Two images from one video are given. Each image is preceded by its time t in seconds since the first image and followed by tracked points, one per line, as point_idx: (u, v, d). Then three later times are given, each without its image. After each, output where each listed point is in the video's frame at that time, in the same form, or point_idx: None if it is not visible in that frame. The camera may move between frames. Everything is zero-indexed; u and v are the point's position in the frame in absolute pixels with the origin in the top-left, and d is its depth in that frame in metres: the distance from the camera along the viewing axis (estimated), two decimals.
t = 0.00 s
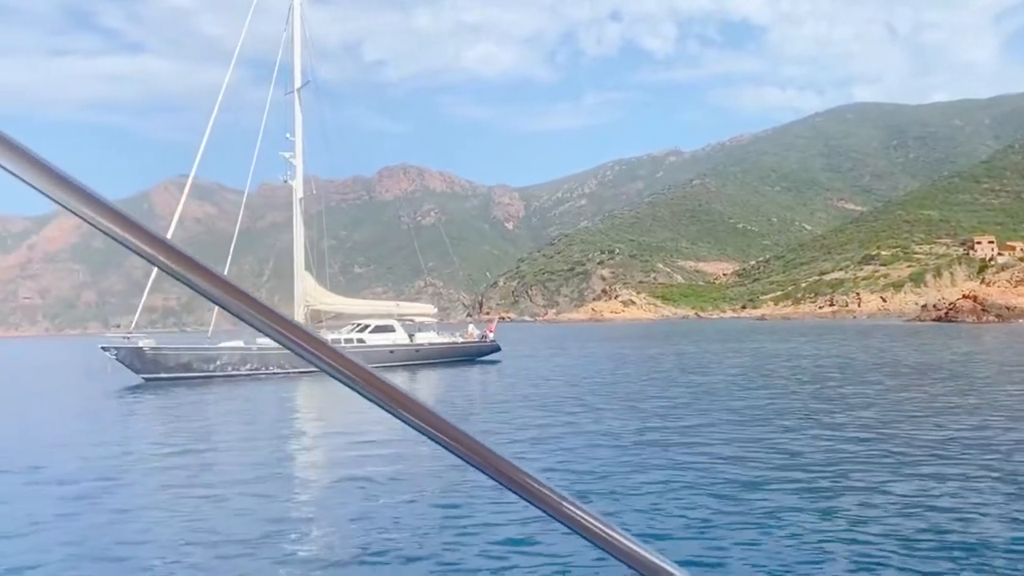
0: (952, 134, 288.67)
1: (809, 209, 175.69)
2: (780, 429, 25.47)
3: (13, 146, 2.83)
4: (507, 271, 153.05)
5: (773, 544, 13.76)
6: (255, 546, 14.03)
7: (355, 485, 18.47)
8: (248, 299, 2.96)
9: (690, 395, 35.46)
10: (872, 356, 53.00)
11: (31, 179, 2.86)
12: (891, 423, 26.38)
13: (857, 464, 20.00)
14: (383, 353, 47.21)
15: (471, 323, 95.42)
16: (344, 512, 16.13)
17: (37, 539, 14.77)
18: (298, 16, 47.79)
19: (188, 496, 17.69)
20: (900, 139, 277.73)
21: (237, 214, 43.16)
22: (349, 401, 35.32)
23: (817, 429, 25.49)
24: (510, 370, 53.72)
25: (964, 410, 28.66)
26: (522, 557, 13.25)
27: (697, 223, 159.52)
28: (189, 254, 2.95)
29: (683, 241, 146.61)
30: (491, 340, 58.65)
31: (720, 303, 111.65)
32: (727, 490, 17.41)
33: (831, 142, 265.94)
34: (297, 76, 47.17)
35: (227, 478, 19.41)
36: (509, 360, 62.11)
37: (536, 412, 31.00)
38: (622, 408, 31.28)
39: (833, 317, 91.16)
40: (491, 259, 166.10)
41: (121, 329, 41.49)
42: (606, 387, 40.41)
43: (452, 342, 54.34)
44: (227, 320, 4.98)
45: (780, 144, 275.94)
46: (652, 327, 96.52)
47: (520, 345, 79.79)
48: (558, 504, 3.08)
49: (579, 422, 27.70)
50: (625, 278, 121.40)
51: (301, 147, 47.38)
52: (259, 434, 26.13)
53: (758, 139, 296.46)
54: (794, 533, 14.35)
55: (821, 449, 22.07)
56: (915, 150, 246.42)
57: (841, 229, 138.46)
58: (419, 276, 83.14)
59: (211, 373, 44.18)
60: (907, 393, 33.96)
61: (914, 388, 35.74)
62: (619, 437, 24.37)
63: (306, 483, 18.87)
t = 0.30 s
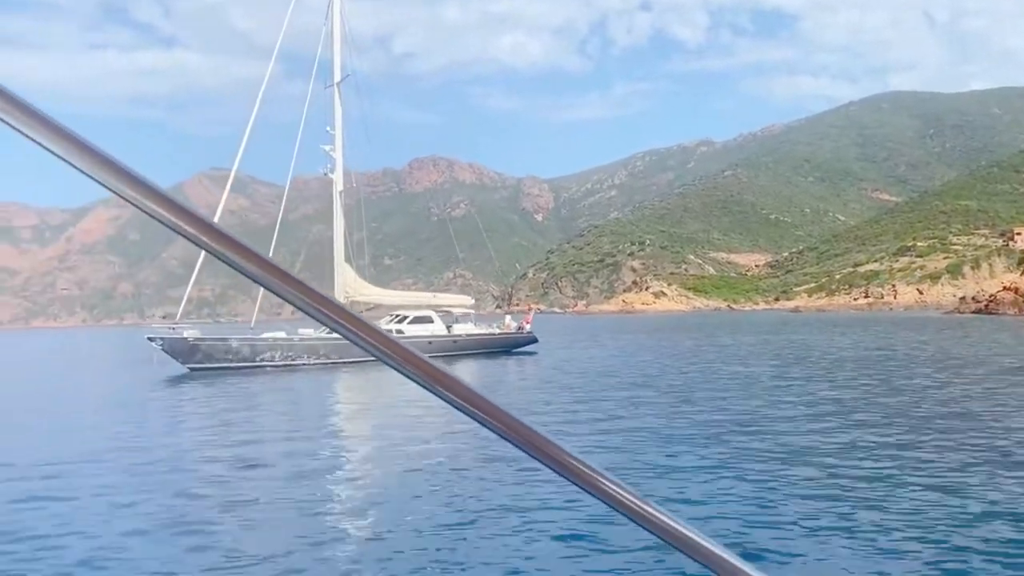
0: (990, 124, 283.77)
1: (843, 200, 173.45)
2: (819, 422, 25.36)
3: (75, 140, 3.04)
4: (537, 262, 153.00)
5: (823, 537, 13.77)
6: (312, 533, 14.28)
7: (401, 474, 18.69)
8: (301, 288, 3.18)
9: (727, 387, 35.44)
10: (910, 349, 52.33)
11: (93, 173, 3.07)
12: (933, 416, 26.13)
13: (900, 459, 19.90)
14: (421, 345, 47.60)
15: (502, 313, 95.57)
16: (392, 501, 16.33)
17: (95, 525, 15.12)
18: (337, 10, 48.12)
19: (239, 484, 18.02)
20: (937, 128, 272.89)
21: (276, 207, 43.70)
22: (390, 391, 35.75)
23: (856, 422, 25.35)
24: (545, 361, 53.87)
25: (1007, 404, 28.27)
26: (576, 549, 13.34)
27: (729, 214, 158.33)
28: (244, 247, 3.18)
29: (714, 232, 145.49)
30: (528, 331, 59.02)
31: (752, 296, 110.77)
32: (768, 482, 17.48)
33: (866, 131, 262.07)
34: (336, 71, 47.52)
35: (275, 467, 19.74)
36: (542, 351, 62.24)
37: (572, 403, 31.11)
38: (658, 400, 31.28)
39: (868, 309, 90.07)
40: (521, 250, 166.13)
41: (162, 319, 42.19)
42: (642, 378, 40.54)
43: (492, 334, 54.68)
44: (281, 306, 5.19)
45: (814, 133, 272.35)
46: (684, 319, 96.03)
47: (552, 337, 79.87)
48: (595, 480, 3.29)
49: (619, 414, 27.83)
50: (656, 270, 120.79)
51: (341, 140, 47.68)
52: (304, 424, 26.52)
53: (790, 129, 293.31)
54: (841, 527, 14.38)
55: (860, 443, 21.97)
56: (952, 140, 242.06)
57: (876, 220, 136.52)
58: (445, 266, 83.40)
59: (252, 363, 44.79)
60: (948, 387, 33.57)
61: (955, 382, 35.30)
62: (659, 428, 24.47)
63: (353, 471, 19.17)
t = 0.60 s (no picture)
0: None
1: (878, 192, 170.96)
2: (861, 416, 25.17)
3: (113, 124, 3.09)
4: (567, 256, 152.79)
5: (867, 530, 13.60)
6: (354, 524, 14.39)
7: (442, 466, 18.84)
8: (336, 268, 3.23)
9: (766, 380, 35.24)
10: (949, 343, 51.62)
11: (132, 157, 3.14)
12: (977, 411, 25.75)
13: (942, 453, 19.65)
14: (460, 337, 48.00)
15: (534, 306, 95.70)
16: (433, 492, 16.43)
17: (144, 514, 15.43)
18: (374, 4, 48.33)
19: (282, 474, 18.28)
20: (975, 120, 267.77)
21: (312, 200, 44.08)
22: (428, 384, 35.98)
23: (899, 416, 25.08)
24: (580, 354, 53.97)
25: None
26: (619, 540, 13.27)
27: (762, 207, 156.84)
28: (278, 226, 3.23)
29: (746, 225, 144.22)
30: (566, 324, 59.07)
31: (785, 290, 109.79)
32: (809, 474, 17.33)
33: (901, 123, 257.95)
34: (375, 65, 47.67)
35: (317, 458, 19.98)
36: (576, 345, 62.30)
37: (610, 395, 31.13)
38: (696, 393, 31.19)
39: (904, 304, 88.82)
40: (551, 243, 166.00)
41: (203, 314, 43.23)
42: (679, 371, 40.44)
43: (529, 327, 54.86)
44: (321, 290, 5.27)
45: (848, 125, 268.72)
46: (716, 313, 95.41)
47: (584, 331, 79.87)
48: (630, 457, 3.32)
49: (658, 406, 27.79)
50: (687, 263, 120.02)
51: (381, 134, 47.87)
52: (344, 415, 26.81)
53: (823, 120, 289.75)
54: (886, 519, 14.18)
55: (903, 436, 21.74)
56: (990, 131, 237.43)
57: (912, 212, 134.44)
58: (472, 261, 84.84)
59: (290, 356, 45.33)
60: (992, 381, 33.05)
61: (999, 376, 34.73)
62: (699, 420, 24.42)
63: (394, 462, 19.35)
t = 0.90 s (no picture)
0: None
1: (916, 186, 168.04)
2: (907, 413, 24.79)
3: (146, 124, 3.11)
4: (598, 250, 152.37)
5: (907, 528, 13.42)
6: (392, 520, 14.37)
7: (479, 461, 18.84)
8: (363, 265, 3.23)
9: (807, 376, 34.87)
10: (994, 339, 50.63)
11: (163, 155, 3.15)
12: None
13: (989, 452, 19.30)
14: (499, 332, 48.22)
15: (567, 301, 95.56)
16: (472, 487, 16.46)
17: (187, 506, 15.60)
18: None
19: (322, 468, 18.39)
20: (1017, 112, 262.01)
21: (347, 195, 44.36)
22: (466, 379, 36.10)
23: (945, 413, 24.66)
24: (616, 350, 53.83)
25: None
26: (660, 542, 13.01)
27: (796, 201, 154.89)
28: (307, 221, 3.24)
29: (780, 220, 142.62)
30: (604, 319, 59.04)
31: (820, 285, 108.50)
32: (849, 472, 17.07)
33: (940, 116, 253.27)
34: (415, 60, 47.83)
35: (357, 452, 20.12)
36: (611, 340, 62.13)
37: (649, 391, 31.04)
38: (736, 389, 30.96)
39: (942, 299, 87.30)
40: (582, 238, 165.70)
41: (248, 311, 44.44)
42: (716, 367, 40.15)
43: (566, 322, 54.87)
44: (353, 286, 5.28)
45: (885, 117, 264.48)
46: (749, 308, 94.55)
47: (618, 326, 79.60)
48: (665, 455, 3.31)
49: (698, 402, 27.67)
50: (720, 258, 119.01)
51: (419, 130, 48.12)
52: (383, 409, 27.00)
53: (857, 112, 285.39)
54: (931, 519, 13.84)
55: (949, 434, 21.37)
56: None
57: (951, 206, 132.00)
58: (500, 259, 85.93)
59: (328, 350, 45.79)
60: None
61: None
62: (739, 416, 24.26)
63: (433, 458, 19.39)
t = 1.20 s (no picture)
0: None
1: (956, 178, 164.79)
2: (955, 409, 24.32)
3: (192, 121, 3.15)
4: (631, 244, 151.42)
5: (950, 526, 13.17)
6: (429, 514, 14.35)
7: (518, 456, 18.82)
8: (405, 261, 3.24)
9: (850, 371, 34.34)
10: None
11: (209, 154, 3.20)
12: None
13: None
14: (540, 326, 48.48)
15: (600, 297, 95.08)
16: (511, 481, 16.45)
17: (228, 497, 15.76)
18: None
19: (362, 462, 18.51)
20: None
21: (382, 191, 44.54)
22: (506, 374, 36.15)
23: (995, 410, 24.14)
24: (653, 344, 53.52)
25: None
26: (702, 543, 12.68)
27: (832, 194, 152.80)
28: (351, 215, 3.26)
29: (816, 213, 140.60)
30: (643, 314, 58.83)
31: (857, 279, 106.88)
32: (894, 470, 16.77)
33: (981, 107, 247.99)
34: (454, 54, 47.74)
35: (397, 446, 20.21)
36: (647, 335, 61.77)
37: (688, 387, 30.78)
38: (778, 385, 30.60)
39: (984, 293, 85.49)
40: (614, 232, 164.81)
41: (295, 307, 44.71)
42: (755, 362, 39.80)
43: (605, 316, 54.79)
44: (395, 280, 5.31)
45: (923, 109, 259.53)
46: (784, 303, 93.35)
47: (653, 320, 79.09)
48: (709, 452, 3.27)
49: (738, 398, 27.38)
50: (755, 252, 117.67)
51: (459, 124, 48.16)
52: (422, 403, 27.08)
53: (894, 103, 280.86)
54: (976, 518, 13.54)
55: (999, 431, 20.89)
56: None
57: (992, 198, 129.20)
58: (529, 256, 86.20)
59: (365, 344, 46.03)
60: None
61: None
62: (782, 413, 23.99)
63: (472, 452, 19.41)
